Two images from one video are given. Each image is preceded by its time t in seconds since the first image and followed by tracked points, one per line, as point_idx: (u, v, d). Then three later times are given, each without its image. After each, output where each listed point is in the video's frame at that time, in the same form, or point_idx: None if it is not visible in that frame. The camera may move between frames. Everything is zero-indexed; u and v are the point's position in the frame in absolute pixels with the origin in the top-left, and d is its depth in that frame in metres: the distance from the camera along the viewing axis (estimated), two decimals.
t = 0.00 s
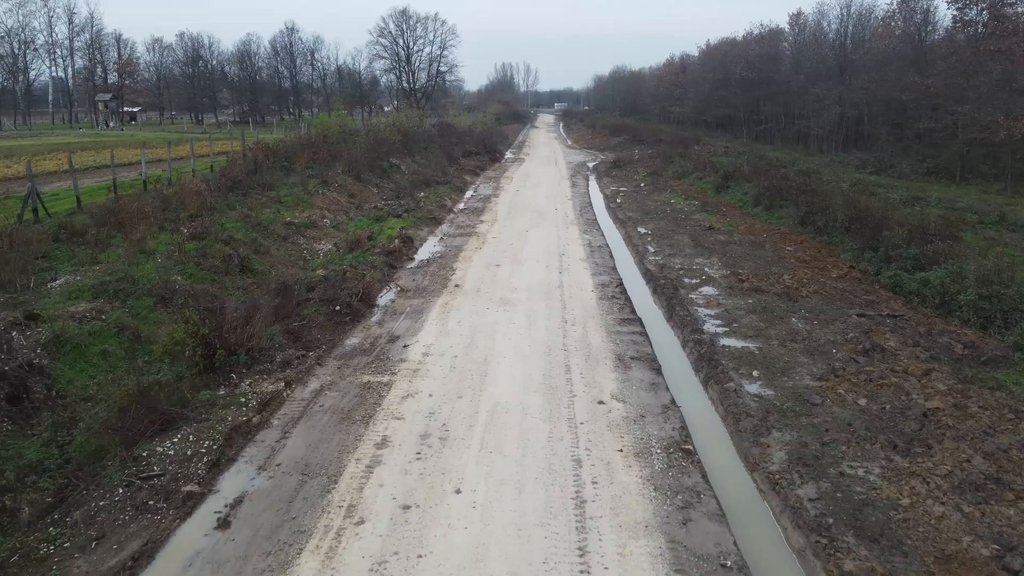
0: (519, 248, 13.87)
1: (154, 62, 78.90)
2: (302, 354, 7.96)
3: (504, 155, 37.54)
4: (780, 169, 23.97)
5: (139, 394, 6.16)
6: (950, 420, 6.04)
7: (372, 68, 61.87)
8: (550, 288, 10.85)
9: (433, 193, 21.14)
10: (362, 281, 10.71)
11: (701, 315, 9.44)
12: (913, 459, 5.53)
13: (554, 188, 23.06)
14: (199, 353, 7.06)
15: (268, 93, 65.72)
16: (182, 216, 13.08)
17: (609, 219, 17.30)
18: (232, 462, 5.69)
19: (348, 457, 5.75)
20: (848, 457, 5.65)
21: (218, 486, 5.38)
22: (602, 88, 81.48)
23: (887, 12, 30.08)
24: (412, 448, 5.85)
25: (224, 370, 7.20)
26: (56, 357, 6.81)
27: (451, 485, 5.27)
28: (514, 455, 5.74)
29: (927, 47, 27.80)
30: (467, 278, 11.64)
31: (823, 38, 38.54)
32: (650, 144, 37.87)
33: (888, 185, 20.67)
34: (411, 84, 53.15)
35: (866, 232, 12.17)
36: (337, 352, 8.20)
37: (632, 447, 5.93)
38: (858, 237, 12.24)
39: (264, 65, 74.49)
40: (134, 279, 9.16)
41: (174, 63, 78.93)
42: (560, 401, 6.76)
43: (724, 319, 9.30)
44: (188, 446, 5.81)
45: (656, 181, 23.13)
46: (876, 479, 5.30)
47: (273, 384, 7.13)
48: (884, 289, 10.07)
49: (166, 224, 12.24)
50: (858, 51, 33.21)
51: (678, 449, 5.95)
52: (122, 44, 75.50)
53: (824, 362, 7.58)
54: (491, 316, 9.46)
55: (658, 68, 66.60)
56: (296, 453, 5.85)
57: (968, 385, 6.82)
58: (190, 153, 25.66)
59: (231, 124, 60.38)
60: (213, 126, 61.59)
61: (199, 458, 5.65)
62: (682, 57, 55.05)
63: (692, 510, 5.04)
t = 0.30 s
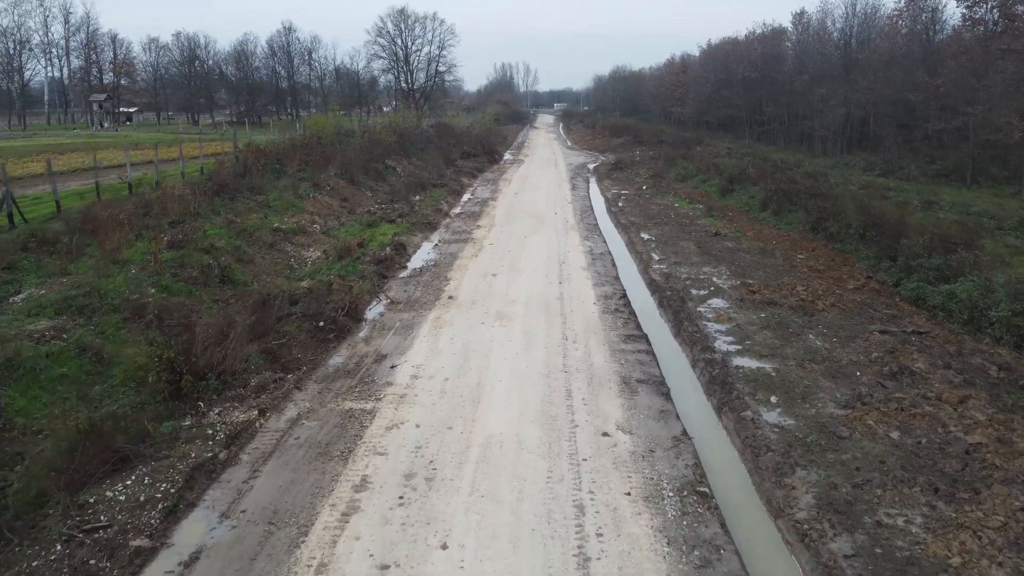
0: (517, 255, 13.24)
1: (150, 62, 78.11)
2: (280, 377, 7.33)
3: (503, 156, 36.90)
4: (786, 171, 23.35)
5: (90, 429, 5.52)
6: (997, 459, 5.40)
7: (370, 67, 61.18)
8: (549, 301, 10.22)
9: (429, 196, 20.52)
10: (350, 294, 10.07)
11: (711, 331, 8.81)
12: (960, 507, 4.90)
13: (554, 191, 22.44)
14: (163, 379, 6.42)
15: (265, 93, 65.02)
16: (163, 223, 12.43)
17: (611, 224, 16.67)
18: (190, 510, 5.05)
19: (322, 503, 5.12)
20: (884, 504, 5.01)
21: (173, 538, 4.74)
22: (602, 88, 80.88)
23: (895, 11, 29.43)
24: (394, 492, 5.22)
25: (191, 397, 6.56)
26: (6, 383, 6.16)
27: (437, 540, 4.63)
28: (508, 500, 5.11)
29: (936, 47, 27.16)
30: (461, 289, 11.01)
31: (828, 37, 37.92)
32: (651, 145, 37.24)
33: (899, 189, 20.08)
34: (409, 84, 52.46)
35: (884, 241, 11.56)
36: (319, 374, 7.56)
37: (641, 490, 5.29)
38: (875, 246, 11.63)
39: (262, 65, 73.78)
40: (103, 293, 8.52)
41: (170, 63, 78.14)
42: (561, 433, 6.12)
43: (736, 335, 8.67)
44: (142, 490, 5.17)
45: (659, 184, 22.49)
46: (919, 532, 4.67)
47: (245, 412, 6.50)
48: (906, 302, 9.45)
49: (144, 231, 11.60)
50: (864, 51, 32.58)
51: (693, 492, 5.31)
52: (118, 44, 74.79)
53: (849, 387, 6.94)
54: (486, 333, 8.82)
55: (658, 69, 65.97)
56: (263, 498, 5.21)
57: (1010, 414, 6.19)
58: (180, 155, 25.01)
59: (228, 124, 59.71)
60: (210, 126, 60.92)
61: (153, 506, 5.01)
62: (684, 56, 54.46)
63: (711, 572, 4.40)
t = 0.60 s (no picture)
0: (515, 264, 12.61)
1: (145, 62, 77.37)
2: (253, 404, 6.69)
3: (501, 158, 36.27)
4: (792, 174, 22.73)
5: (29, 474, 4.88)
6: None
7: (368, 67, 60.55)
8: (549, 315, 9.59)
9: (425, 199, 19.88)
10: (336, 308, 9.45)
11: (724, 350, 8.18)
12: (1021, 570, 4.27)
13: (553, 194, 21.84)
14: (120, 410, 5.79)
15: (262, 94, 64.37)
16: (141, 232, 11.81)
17: (613, 230, 16.04)
18: (138, 571, 4.42)
19: (289, 562, 4.47)
20: (933, 564, 4.38)
21: None
22: (602, 88, 80.33)
23: (902, 10, 28.83)
24: (371, 549, 4.57)
25: (152, 430, 5.92)
26: None
27: None
28: (502, 558, 4.46)
29: (944, 47, 26.55)
30: (456, 301, 10.38)
31: (832, 37, 37.37)
32: (653, 146, 36.62)
33: (909, 192, 19.51)
34: (407, 84, 51.83)
35: (902, 251, 10.98)
36: (298, 401, 6.92)
37: (653, 546, 4.64)
38: (893, 256, 11.04)
39: (259, 65, 73.14)
40: (66, 310, 7.90)
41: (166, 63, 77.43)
42: (562, 472, 5.49)
43: (751, 355, 8.04)
44: (84, 548, 4.54)
45: (662, 187, 21.86)
46: None
47: (211, 448, 5.86)
48: (931, 317, 8.84)
49: (119, 240, 10.96)
50: (869, 51, 31.97)
51: (712, 547, 4.67)
52: (114, 44, 74.11)
53: (879, 417, 6.31)
54: (481, 352, 8.18)
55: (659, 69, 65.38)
56: (222, 556, 4.57)
57: None
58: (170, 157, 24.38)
59: (225, 125, 59.07)
60: (206, 127, 60.26)
61: (95, 568, 4.38)
62: (685, 57, 53.95)
63: None
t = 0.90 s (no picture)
0: (513, 273, 11.96)
1: (142, 62, 76.67)
2: (222, 438, 6.04)
3: (500, 159, 35.63)
4: (799, 177, 22.09)
5: None
6: None
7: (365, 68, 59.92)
8: (550, 332, 8.94)
9: (420, 203, 19.24)
10: (321, 325, 8.81)
11: (740, 373, 7.53)
12: None
13: (554, 197, 21.21)
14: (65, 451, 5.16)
15: (259, 95, 63.72)
16: (118, 241, 11.18)
17: (615, 237, 15.40)
18: None
19: None
20: None
21: None
22: (602, 88, 79.69)
23: (911, 10, 28.22)
24: None
25: (103, 473, 5.27)
26: None
27: None
28: None
29: (954, 47, 25.92)
30: (450, 315, 9.73)
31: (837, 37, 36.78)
32: (654, 147, 36.00)
33: (920, 196, 18.92)
34: (405, 85, 51.17)
35: (924, 262, 10.36)
36: (272, 434, 6.27)
37: None
38: (914, 267, 10.41)
39: (256, 66, 72.49)
40: (23, 331, 7.27)
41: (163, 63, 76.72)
42: (564, 524, 4.84)
43: (769, 378, 7.39)
44: None
45: (665, 191, 21.21)
46: None
47: (169, 493, 5.21)
48: (962, 336, 8.22)
49: (93, 250, 10.33)
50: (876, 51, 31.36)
51: None
52: (110, 43, 73.42)
53: (917, 455, 5.66)
54: (476, 375, 7.53)
55: (659, 69, 64.80)
56: None
57: None
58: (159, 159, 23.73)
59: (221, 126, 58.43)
60: (202, 128, 59.63)
61: None
62: (686, 57, 53.40)
63: None
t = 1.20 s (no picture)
0: (511, 285, 11.29)
1: (138, 62, 75.90)
2: (182, 482, 5.36)
3: (500, 161, 34.98)
4: (807, 180, 21.44)
5: None
6: None
7: (364, 68, 59.20)
8: (551, 352, 8.27)
9: (416, 208, 18.58)
10: (303, 345, 8.15)
11: (759, 401, 6.86)
12: None
13: (554, 201, 20.55)
14: None
15: (256, 95, 63.06)
16: (90, 251, 10.52)
17: (619, 244, 14.75)
18: None
19: None
20: None
21: None
22: (602, 89, 79.04)
23: (921, 8, 27.64)
24: None
25: (38, 528, 4.63)
26: None
27: None
28: None
29: (965, 46, 25.28)
30: (444, 332, 9.07)
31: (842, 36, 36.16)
32: (656, 149, 35.34)
33: (933, 200, 18.29)
34: (404, 85, 50.46)
35: (950, 275, 9.71)
36: (240, 474, 5.60)
37: None
38: (940, 280, 9.76)
39: (253, 66, 71.77)
40: None
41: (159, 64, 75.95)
42: None
43: (792, 407, 6.72)
44: None
45: (669, 195, 20.55)
46: None
47: (115, 552, 4.55)
48: (998, 357, 7.57)
49: (61, 262, 9.68)
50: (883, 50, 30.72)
51: None
52: (106, 43, 72.68)
53: (966, 503, 5.03)
54: (470, 402, 6.87)
55: (661, 70, 64.18)
56: None
57: None
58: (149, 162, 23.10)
59: (218, 127, 57.75)
60: (199, 129, 58.98)
61: None
62: (688, 58, 52.77)
63: None
